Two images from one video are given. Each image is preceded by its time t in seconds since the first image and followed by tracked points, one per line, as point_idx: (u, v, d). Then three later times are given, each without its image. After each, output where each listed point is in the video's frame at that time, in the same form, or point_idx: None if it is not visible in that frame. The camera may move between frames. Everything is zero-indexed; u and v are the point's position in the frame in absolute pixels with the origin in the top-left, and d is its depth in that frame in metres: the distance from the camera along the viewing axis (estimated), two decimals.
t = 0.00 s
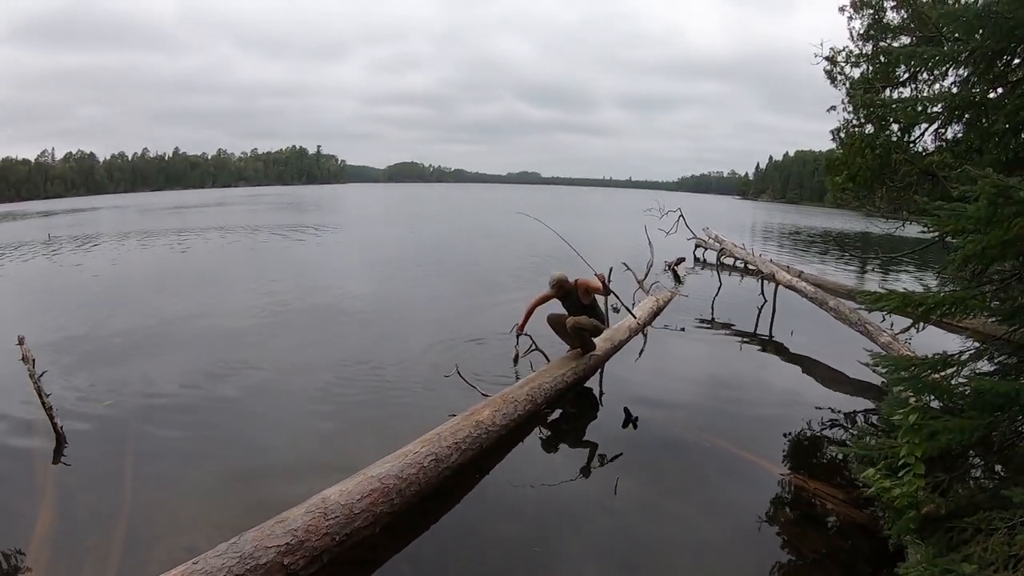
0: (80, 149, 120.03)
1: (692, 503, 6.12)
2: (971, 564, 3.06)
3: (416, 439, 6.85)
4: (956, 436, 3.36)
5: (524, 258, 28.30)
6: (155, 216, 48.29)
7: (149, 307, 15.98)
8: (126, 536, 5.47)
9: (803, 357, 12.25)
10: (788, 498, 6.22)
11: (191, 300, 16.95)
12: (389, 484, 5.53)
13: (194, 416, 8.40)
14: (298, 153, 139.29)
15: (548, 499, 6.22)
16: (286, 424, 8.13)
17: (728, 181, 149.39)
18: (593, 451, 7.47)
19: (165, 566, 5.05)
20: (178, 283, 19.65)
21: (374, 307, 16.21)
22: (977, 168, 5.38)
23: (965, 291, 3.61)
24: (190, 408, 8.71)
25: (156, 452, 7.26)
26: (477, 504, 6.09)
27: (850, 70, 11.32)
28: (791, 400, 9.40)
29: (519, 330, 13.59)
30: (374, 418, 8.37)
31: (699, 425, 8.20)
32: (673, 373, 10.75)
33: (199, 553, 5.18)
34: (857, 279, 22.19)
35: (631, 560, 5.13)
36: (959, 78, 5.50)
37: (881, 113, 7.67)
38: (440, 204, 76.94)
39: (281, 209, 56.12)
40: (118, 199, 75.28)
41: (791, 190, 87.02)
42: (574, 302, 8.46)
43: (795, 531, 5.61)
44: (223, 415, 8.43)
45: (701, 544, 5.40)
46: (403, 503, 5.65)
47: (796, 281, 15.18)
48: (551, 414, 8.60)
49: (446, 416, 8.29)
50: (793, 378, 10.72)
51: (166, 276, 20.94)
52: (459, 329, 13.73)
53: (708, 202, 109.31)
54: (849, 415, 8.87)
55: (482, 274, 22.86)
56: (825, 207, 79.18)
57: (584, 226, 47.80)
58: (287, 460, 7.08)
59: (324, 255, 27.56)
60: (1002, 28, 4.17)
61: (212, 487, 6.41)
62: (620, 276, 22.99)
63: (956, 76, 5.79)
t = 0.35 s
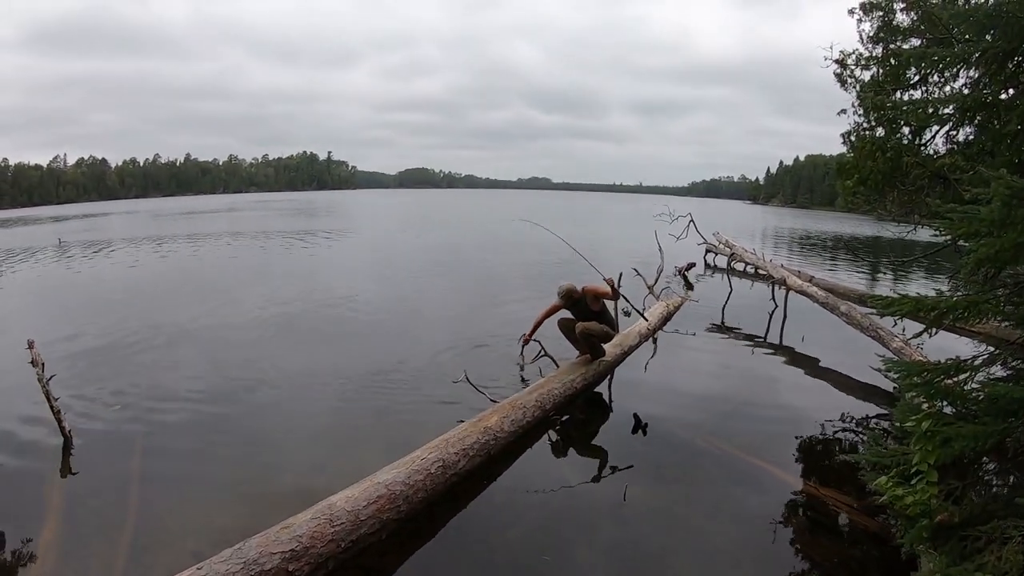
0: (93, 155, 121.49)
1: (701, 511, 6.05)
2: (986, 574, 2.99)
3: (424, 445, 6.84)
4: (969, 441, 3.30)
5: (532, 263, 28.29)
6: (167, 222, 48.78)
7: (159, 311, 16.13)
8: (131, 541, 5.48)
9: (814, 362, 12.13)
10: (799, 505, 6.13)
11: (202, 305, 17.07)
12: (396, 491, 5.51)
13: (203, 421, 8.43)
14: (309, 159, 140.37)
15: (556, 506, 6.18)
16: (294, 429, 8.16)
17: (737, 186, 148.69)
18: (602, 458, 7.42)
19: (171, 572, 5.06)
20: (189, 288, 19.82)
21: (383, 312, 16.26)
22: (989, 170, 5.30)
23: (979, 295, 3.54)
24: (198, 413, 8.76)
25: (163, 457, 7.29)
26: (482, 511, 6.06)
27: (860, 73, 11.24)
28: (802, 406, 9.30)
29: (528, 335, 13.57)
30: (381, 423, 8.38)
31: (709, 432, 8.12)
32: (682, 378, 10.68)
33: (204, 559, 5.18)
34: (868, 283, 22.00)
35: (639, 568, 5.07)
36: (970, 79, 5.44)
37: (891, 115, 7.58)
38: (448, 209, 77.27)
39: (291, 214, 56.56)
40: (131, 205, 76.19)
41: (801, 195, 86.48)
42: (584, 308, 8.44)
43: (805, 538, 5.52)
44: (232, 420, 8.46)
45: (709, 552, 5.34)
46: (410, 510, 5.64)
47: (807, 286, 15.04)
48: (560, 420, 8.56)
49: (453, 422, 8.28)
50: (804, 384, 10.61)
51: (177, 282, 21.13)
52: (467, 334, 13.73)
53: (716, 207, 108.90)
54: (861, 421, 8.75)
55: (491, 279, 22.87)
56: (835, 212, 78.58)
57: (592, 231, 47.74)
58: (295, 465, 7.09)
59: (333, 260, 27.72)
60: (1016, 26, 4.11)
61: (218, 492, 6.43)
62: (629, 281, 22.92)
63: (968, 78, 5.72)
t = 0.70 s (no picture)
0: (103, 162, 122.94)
1: (709, 518, 5.99)
2: None
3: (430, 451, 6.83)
4: (978, 447, 3.26)
5: (538, 268, 28.29)
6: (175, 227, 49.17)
7: (167, 317, 16.22)
8: (135, 547, 5.47)
9: (822, 367, 12.04)
10: (807, 511, 6.07)
11: (209, 310, 17.16)
12: (400, 497, 5.50)
13: (208, 427, 8.45)
14: (316, 165, 141.24)
15: (562, 512, 6.14)
16: (300, 435, 8.17)
17: (743, 191, 148.53)
18: (609, 464, 7.37)
19: None
20: (197, 294, 19.93)
21: (389, 318, 16.29)
22: (998, 173, 5.25)
23: (989, 300, 3.50)
24: (205, 419, 8.78)
25: (169, 463, 7.31)
26: (487, 518, 6.03)
27: (866, 76, 11.19)
28: (810, 412, 9.22)
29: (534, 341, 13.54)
30: (387, 429, 8.37)
31: (716, 438, 8.06)
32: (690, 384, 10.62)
33: (207, 565, 5.18)
34: (876, 288, 21.86)
35: None
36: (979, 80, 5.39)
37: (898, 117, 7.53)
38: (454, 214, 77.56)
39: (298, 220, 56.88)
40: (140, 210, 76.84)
41: (808, 199, 86.14)
42: (591, 313, 8.43)
43: (814, 546, 5.46)
44: (238, 426, 8.47)
45: (716, 560, 5.28)
46: (414, 517, 5.62)
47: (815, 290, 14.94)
48: (566, 426, 8.53)
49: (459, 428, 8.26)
50: (813, 389, 10.53)
51: (185, 287, 21.25)
52: (473, 340, 13.73)
53: (723, 212, 108.66)
54: (870, 427, 8.67)
55: (497, 285, 22.88)
56: (843, 216, 78.18)
57: (598, 236, 47.72)
58: (300, 471, 7.08)
59: (340, 266, 27.84)
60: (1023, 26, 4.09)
61: (223, 498, 6.44)
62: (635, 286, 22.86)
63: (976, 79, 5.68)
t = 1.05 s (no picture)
0: (108, 164, 123.56)
1: (712, 520, 5.97)
2: None
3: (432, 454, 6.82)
4: (982, 451, 3.25)
5: (541, 272, 28.29)
6: (179, 229, 49.31)
7: (170, 319, 16.25)
8: (135, 549, 5.47)
9: (826, 370, 12.02)
10: (810, 513, 6.06)
11: (212, 312, 17.20)
12: (402, 500, 5.50)
13: (211, 429, 8.45)
14: (319, 168, 141.69)
15: (564, 515, 6.13)
16: (302, 437, 8.18)
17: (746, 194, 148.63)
18: (611, 467, 7.35)
19: None
20: (200, 296, 19.97)
21: (392, 320, 16.29)
22: (1000, 176, 5.24)
23: (992, 302, 3.49)
24: (207, 420, 8.80)
25: (171, 464, 7.34)
26: (488, 521, 6.02)
27: (869, 78, 11.19)
28: (814, 414, 9.19)
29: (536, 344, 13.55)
30: (389, 432, 8.38)
31: (719, 440, 8.04)
32: (693, 386, 10.60)
33: (207, 568, 5.17)
34: (879, 290, 21.82)
35: None
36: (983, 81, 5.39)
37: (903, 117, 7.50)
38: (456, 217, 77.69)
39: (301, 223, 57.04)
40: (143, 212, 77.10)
41: (811, 202, 86.03)
42: (594, 316, 8.43)
43: (817, 549, 5.44)
44: (240, 428, 8.48)
45: (717, 562, 5.27)
46: (416, 520, 5.62)
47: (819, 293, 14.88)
48: (569, 429, 8.51)
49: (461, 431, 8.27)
50: (816, 392, 10.51)
51: (187, 289, 21.31)
52: (475, 343, 13.74)
53: (725, 214, 108.60)
54: (874, 430, 8.63)
55: (499, 288, 22.90)
56: (846, 219, 78.06)
57: (601, 239, 47.72)
58: (302, 473, 7.09)
59: (342, 268, 27.88)
60: None
61: (225, 499, 6.46)
62: (638, 289, 22.86)
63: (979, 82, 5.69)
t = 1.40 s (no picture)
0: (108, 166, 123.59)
1: (712, 521, 5.98)
2: None
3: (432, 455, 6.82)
4: (982, 451, 3.25)
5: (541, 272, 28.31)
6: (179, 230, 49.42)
7: (171, 320, 16.28)
8: (136, 550, 5.47)
9: (826, 370, 12.03)
10: (811, 514, 6.06)
11: (212, 313, 17.21)
12: (402, 501, 5.50)
13: (212, 429, 8.46)
14: (320, 169, 141.85)
15: (564, 516, 6.14)
16: (302, 437, 8.19)
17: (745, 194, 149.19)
18: (611, 468, 7.35)
19: None
20: (200, 297, 19.97)
21: (392, 321, 16.31)
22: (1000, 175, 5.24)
23: (992, 302, 3.49)
24: (208, 421, 8.81)
25: (171, 464, 7.35)
26: (488, 522, 6.02)
27: (869, 78, 11.19)
28: (814, 415, 9.19)
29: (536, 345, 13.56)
30: (389, 432, 8.38)
31: (719, 441, 8.05)
32: (693, 387, 10.61)
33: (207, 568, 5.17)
34: (879, 290, 21.82)
35: None
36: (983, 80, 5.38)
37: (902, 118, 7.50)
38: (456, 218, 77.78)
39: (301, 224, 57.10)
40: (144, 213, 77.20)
41: (811, 203, 86.02)
42: (594, 315, 8.41)
43: (817, 549, 5.44)
44: (240, 429, 8.49)
45: (717, 562, 5.28)
46: (416, 521, 5.62)
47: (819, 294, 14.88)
48: (569, 430, 8.51)
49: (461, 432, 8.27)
50: (815, 392, 10.52)
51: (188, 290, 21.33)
52: (475, 343, 13.75)
53: (725, 215, 108.61)
54: (874, 430, 8.63)
55: (500, 289, 22.92)
56: (846, 220, 78.06)
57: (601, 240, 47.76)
58: (302, 474, 7.09)
59: (343, 269, 27.90)
60: None
61: (226, 500, 6.47)
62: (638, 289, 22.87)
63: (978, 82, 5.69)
